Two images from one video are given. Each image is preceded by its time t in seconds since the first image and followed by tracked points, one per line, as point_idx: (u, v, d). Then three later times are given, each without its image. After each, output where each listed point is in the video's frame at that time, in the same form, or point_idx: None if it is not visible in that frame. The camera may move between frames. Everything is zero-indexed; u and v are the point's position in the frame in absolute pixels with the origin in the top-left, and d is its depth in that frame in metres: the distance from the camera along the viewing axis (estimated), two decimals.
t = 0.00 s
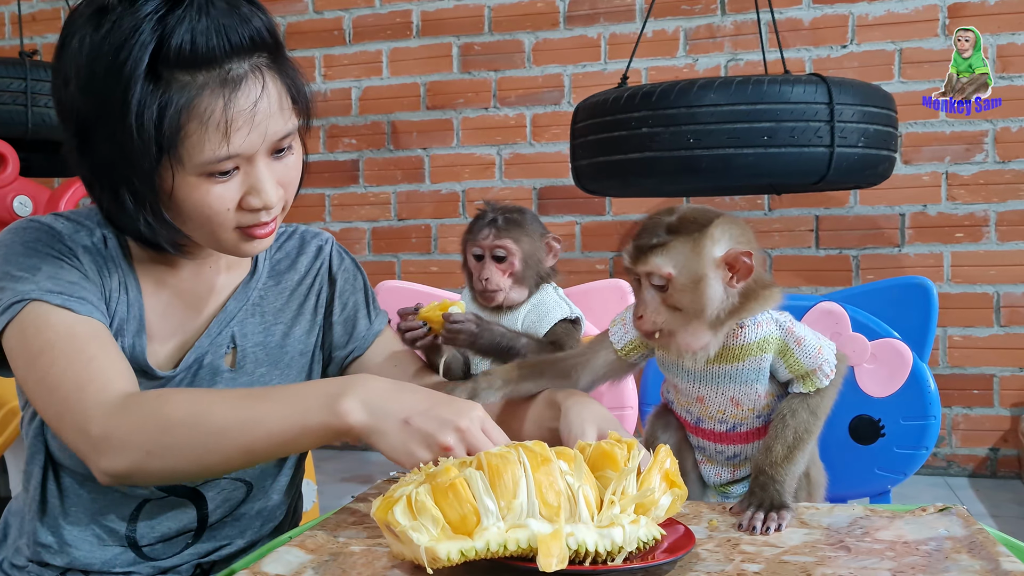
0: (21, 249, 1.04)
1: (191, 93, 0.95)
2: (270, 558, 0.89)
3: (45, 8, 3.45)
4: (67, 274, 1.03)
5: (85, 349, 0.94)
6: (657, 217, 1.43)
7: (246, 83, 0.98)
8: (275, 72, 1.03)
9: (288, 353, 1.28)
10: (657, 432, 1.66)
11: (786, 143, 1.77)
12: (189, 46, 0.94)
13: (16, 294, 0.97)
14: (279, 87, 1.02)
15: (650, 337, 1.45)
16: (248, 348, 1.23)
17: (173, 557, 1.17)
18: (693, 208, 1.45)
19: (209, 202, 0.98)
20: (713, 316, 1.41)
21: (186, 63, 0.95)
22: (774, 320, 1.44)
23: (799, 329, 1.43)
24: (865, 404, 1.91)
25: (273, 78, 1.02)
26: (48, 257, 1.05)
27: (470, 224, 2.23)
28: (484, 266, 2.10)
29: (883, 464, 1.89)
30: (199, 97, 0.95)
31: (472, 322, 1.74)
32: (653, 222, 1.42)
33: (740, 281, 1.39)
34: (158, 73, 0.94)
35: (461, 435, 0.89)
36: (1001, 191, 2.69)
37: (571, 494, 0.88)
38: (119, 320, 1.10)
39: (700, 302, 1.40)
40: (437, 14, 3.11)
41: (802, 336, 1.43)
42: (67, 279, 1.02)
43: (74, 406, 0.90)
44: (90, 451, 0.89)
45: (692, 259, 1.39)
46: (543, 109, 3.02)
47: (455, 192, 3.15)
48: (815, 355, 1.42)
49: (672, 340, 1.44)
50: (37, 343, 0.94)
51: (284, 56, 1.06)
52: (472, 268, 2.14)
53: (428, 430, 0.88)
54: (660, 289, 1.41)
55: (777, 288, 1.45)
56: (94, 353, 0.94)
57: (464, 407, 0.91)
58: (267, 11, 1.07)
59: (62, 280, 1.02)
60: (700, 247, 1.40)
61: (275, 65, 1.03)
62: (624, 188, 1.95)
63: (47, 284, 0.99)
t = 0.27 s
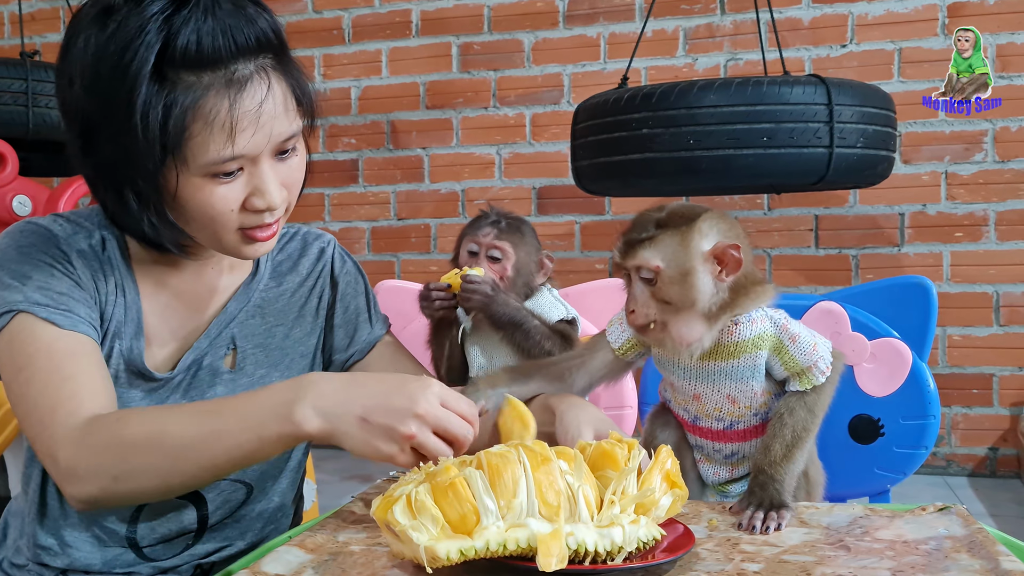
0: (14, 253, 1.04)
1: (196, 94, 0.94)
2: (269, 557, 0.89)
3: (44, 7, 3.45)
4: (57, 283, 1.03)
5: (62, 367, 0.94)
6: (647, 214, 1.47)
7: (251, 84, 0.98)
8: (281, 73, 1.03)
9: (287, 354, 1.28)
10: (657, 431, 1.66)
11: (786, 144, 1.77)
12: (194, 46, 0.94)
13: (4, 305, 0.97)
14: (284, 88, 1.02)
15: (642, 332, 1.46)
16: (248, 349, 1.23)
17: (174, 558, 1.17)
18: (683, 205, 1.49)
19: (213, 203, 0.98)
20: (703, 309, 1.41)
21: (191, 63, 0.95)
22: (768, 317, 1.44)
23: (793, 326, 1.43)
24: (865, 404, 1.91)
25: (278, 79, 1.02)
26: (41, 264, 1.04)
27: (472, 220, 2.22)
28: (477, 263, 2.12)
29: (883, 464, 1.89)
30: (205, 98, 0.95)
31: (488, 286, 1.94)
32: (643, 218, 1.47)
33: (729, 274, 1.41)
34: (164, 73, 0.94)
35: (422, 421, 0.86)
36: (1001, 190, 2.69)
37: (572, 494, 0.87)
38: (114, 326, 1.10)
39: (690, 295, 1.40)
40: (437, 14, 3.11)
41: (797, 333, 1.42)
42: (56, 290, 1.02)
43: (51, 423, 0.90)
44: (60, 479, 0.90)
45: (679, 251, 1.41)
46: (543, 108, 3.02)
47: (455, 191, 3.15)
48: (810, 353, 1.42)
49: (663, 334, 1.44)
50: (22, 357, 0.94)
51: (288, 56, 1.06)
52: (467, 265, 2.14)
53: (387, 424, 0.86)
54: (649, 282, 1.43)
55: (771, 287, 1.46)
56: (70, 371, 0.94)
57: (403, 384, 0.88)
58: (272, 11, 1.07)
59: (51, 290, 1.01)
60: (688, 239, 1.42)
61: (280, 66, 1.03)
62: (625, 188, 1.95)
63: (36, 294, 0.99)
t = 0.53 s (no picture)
0: (15, 253, 1.03)
1: (189, 90, 0.94)
2: (268, 556, 0.89)
3: (41, 5, 3.44)
4: (62, 281, 1.02)
5: (76, 364, 0.92)
6: (647, 210, 1.45)
7: (243, 78, 0.98)
8: (272, 67, 1.03)
9: (286, 352, 1.28)
10: (655, 429, 1.66)
11: (784, 144, 1.77)
12: (185, 42, 0.94)
13: (11, 304, 0.95)
14: (277, 83, 1.02)
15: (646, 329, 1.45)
16: (247, 347, 1.23)
17: (173, 557, 1.17)
18: (682, 200, 1.47)
19: (208, 199, 0.98)
20: (707, 305, 1.41)
21: (182, 59, 0.95)
22: (766, 313, 1.44)
23: (790, 323, 1.43)
24: (863, 402, 1.91)
25: (270, 74, 1.01)
26: (44, 264, 1.03)
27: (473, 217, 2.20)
28: (478, 261, 2.11)
29: (881, 462, 1.89)
30: (197, 92, 0.95)
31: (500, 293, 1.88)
32: (643, 214, 1.45)
33: (730, 268, 1.41)
34: (155, 70, 0.94)
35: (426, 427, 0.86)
36: (999, 188, 2.69)
37: (569, 492, 0.87)
38: (116, 323, 1.10)
39: (693, 290, 1.40)
40: (435, 12, 3.10)
41: (794, 330, 1.42)
42: (62, 288, 1.01)
43: (70, 422, 0.89)
44: (87, 472, 0.89)
45: (682, 246, 1.41)
46: (541, 107, 3.02)
47: (453, 190, 3.15)
48: (806, 348, 1.42)
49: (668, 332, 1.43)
50: (31, 357, 0.93)
51: (280, 51, 1.06)
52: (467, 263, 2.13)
53: (391, 434, 0.86)
54: (653, 279, 1.42)
55: (769, 281, 1.46)
56: (85, 369, 0.92)
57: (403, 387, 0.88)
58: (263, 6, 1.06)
59: (57, 288, 1.00)
60: (690, 235, 1.41)
61: (271, 61, 1.03)
62: (624, 188, 1.95)
63: (42, 293, 0.98)
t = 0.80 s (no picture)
0: (22, 245, 1.02)
1: (182, 78, 0.94)
2: (267, 552, 0.89)
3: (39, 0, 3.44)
4: (73, 270, 1.01)
5: (101, 346, 0.90)
6: (656, 202, 1.45)
7: (237, 64, 0.97)
8: (265, 53, 1.02)
9: (288, 346, 1.27)
10: (656, 425, 1.66)
11: (783, 140, 1.76)
12: (177, 31, 0.94)
13: (26, 293, 0.93)
14: (271, 69, 1.02)
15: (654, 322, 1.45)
16: (249, 342, 1.22)
17: (174, 551, 1.17)
18: (689, 191, 1.47)
19: (208, 189, 0.97)
20: (717, 298, 1.42)
21: (175, 48, 0.94)
22: (769, 307, 1.44)
23: (794, 317, 1.43)
24: (863, 397, 1.91)
25: (264, 60, 1.01)
26: (53, 254, 1.02)
27: (473, 214, 2.19)
28: (483, 260, 2.11)
29: (881, 457, 1.89)
30: (191, 80, 0.94)
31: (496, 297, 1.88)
32: (653, 206, 1.44)
33: (740, 260, 1.42)
34: (148, 60, 0.93)
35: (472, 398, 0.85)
36: (999, 183, 2.69)
37: (568, 487, 0.87)
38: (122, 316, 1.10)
39: (704, 283, 1.41)
40: (434, 6, 3.10)
41: (797, 324, 1.43)
42: (74, 276, 0.99)
43: (102, 406, 0.87)
44: (125, 450, 0.86)
45: (694, 239, 1.41)
46: (540, 102, 3.01)
47: (453, 185, 3.15)
48: (810, 343, 1.42)
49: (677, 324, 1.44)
50: (50, 345, 0.90)
51: (273, 37, 1.05)
52: (470, 262, 2.14)
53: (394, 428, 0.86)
54: (663, 272, 1.42)
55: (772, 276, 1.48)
56: (110, 350, 0.90)
57: (448, 360, 0.86)
58: None
59: (69, 276, 0.99)
60: (701, 227, 1.41)
61: (264, 47, 1.03)
62: (623, 184, 1.95)
63: (57, 282, 0.96)
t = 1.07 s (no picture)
0: (29, 236, 1.02)
1: (184, 72, 0.94)
2: (267, 546, 0.89)
3: None
4: (80, 260, 1.01)
5: (115, 331, 0.89)
6: (679, 191, 1.45)
7: (238, 58, 0.97)
8: (266, 46, 1.02)
9: (289, 340, 1.27)
10: (659, 417, 1.66)
11: (783, 135, 1.76)
12: (178, 25, 0.94)
13: (34, 282, 0.93)
14: (273, 62, 1.01)
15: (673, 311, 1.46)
16: (251, 336, 1.22)
17: (174, 545, 1.18)
18: (713, 181, 1.48)
19: (211, 182, 0.97)
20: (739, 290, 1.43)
21: (176, 42, 0.94)
22: (785, 302, 1.44)
23: (808, 313, 1.43)
24: (863, 392, 1.91)
25: (265, 53, 1.01)
26: (60, 245, 1.02)
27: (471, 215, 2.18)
28: (488, 262, 2.10)
29: (881, 452, 1.89)
30: (192, 74, 0.94)
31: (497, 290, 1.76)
32: (676, 196, 1.44)
33: (761, 254, 1.44)
34: (149, 54, 0.93)
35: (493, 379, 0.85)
36: (999, 178, 2.69)
37: (569, 482, 0.87)
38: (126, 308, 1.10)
39: (726, 275, 1.42)
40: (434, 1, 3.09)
41: (811, 321, 1.43)
42: (82, 266, 0.99)
43: (117, 389, 0.86)
44: (142, 430, 0.86)
45: (717, 231, 1.42)
46: (540, 96, 3.01)
47: (453, 179, 3.14)
48: (822, 341, 1.42)
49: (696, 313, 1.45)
50: (60, 332, 0.90)
51: (273, 30, 1.05)
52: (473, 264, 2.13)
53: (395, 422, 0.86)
54: (684, 262, 1.43)
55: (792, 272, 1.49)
56: (124, 335, 0.89)
57: (469, 344, 0.86)
58: None
59: (77, 265, 0.99)
60: (725, 219, 1.42)
61: (265, 40, 1.02)
62: (623, 179, 1.95)
63: (64, 272, 0.96)
